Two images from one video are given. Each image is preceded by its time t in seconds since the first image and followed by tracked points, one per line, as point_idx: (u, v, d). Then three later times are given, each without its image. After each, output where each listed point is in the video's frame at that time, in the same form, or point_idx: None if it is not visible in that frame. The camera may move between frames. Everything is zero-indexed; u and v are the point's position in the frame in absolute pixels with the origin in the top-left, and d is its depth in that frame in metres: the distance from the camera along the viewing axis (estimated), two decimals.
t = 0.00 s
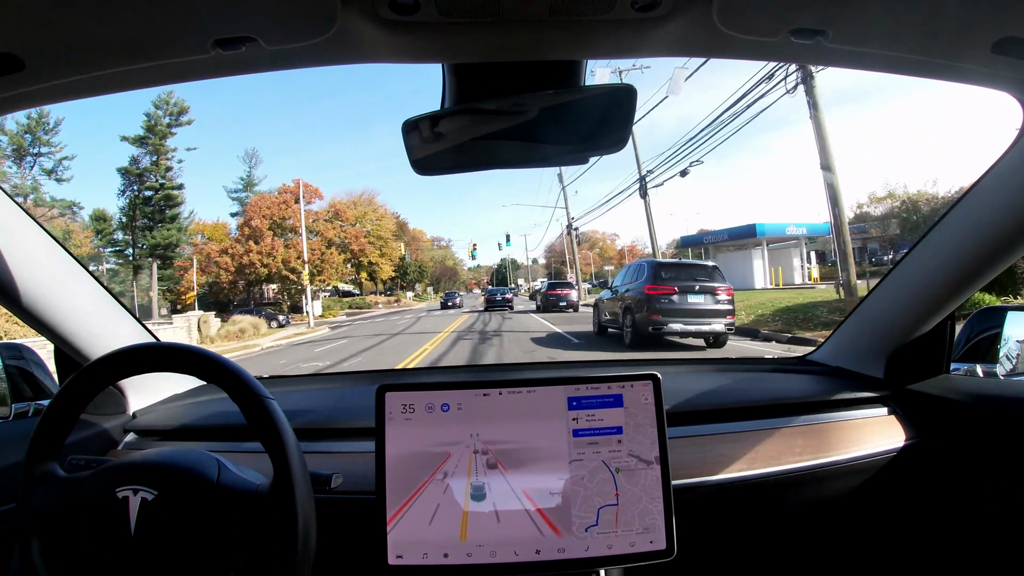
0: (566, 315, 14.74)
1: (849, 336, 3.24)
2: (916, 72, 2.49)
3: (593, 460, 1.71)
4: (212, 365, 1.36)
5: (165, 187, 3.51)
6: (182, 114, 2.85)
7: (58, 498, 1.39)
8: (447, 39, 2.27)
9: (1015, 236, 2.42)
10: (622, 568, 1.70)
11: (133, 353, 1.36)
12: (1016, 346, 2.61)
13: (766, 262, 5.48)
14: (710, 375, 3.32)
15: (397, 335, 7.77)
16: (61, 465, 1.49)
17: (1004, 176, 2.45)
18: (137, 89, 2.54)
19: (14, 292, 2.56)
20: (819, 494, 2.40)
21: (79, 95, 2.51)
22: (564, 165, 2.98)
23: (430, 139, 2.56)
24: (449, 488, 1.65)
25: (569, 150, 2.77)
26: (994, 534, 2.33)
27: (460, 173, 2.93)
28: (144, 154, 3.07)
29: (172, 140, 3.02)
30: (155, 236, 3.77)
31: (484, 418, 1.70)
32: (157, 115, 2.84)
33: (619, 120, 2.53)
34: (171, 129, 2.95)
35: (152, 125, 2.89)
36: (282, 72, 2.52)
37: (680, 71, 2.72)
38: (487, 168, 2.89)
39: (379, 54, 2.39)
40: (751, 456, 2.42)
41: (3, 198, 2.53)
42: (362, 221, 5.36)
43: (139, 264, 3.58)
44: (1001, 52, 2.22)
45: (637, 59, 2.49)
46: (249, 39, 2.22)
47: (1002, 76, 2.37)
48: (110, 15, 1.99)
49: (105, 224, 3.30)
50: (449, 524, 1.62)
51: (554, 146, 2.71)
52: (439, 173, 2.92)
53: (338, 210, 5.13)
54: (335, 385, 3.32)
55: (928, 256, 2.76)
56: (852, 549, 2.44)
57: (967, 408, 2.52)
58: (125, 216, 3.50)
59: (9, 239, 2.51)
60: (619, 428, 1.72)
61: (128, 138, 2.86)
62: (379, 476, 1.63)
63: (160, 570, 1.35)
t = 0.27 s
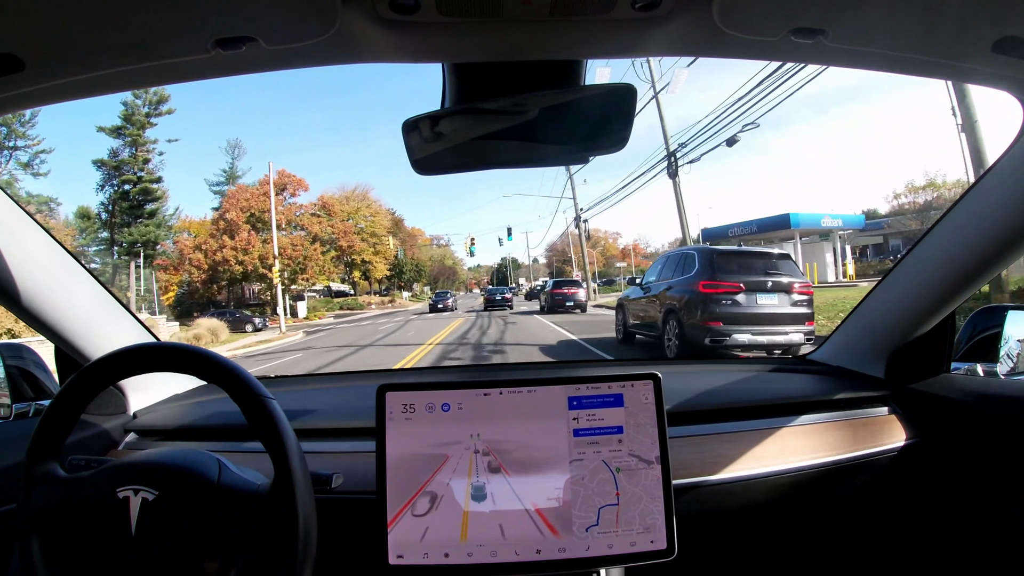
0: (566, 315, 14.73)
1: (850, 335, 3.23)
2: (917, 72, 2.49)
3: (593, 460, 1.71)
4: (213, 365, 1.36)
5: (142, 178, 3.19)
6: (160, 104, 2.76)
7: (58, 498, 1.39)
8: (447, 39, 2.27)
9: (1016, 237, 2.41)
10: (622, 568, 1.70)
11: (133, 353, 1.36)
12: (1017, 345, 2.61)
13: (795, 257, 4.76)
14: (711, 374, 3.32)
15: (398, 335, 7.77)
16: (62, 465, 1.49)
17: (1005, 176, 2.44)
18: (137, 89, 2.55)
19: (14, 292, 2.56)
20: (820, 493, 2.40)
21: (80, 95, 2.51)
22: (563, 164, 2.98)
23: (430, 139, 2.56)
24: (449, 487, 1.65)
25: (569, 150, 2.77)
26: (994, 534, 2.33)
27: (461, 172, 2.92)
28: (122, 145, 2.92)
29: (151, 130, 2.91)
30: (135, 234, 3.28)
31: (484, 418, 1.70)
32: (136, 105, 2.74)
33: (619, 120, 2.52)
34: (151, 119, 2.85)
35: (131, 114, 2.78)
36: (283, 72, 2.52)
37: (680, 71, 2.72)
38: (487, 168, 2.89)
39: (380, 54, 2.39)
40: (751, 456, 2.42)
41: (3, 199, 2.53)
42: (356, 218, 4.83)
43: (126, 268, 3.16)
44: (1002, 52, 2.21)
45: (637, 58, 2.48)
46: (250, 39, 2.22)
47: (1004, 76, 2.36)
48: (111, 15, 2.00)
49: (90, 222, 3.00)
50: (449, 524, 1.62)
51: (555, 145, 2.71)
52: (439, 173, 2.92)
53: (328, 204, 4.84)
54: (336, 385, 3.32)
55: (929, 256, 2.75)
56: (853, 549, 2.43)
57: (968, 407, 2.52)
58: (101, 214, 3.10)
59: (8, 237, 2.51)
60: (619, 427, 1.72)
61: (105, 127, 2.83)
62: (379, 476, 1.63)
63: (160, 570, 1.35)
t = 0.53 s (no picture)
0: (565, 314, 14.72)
1: (850, 335, 3.23)
2: (917, 71, 2.49)
3: (593, 459, 1.71)
4: (212, 364, 1.36)
5: (116, 172, 3.27)
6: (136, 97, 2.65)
7: (58, 496, 1.39)
8: (448, 38, 2.27)
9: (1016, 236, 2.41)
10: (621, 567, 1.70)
11: (132, 352, 1.36)
12: (1016, 344, 2.64)
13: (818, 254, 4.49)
14: (711, 373, 3.32)
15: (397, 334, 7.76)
16: (62, 464, 1.49)
17: (1005, 175, 2.44)
18: (136, 88, 2.54)
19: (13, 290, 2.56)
20: (820, 492, 2.40)
21: (79, 94, 2.51)
22: (563, 164, 2.98)
23: (430, 138, 2.56)
24: (449, 487, 1.65)
25: (569, 148, 2.76)
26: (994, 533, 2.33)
27: (460, 171, 2.92)
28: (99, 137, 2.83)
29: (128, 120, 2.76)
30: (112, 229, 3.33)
31: (484, 417, 1.70)
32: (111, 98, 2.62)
33: (620, 119, 2.52)
34: (127, 108, 2.72)
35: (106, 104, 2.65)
36: (283, 71, 2.52)
37: (681, 69, 2.72)
38: (487, 166, 2.89)
39: (380, 53, 2.39)
40: (751, 455, 2.42)
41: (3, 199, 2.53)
42: (348, 214, 4.87)
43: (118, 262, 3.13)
44: (1002, 51, 2.21)
45: (637, 58, 2.48)
46: (250, 37, 2.22)
47: (1004, 75, 2.36)
48: (111, 14, 1.99)
49: (75, 219, 2.98)
50: (449, 523, 1.62)
51: (554, 144, 2.71)
52: (439, 172, 2.92)
53: (311, 199, 4.53)
54: (335, 384, 3.32)
55: (929, 256, 2.75)
56: (853, 548, 2.43)
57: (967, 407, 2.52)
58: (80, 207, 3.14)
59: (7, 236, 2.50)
60: (619, 426, 1.72)
61: (77, 117, 2.76)
62: (379, 475, 1.63)
63: (160, 569, 1.35)
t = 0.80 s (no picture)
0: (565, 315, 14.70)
1: (851, 334, 3.23)
2: (917, 70, 2.48)
3: (594, 459, 1.71)
4: (212, 366, 1.36)
5: (88, 163, 2.97)
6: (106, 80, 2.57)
7: (59, 499, 1.40)
8: (447, 39, 2.27)
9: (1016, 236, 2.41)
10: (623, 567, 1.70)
11: (132, 355, 1.36)
12: (1017, 343, 2.65)
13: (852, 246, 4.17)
14: (712, 374, 3.32)
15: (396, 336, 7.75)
16: (63, 466, 1.49)
17: (1005, 175, 2.44)
18: (135, 90, 2.54)
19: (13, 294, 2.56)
20: (821, 492, 2.40)
21: (79, 96, 2.51)
22: (562, 164, 2.98)
23: (429, 139, 2.56)
24: (450, 488, 1.65)
25: (569, 149, 2.76)
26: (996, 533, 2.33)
27: (460, 172, 2.92)
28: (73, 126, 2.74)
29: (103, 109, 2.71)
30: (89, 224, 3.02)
31: (484, 418, 1.70)
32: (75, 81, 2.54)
33: (619, 119, 2.52)
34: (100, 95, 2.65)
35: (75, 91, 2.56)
36: (283, 72, 2.52)
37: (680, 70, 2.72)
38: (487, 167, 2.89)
39: (379, 54, 2.39)
40: (752, 455, 2.42)
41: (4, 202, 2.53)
42: (338, 211, 4.73)
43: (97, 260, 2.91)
44: (1003, 50, 2.21)
45: (636, 58, 2.48)
46: (249, 39, 2.22)
47: (1004, 74, 2.36)
48: (111, 17, 1.99)
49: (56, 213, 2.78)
50: (450, 525, 1.62)
51: (554, 145, 2.71)
52: (439, 173, 2.92)
53: (298, 192, 4.70)
54: (336, 386, 3.32)
55: (929, 255, 2.75)
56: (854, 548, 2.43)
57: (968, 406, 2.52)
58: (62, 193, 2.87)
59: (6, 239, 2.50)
60: (620, 427, 1.72)
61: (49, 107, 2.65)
62: (380, 476, 1.63)
63: (161, 570, 1.35)
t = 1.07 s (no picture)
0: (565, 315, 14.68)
1: (851, 333, 3.23)
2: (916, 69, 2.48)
3: (594, 459, 1.71)
4: (211, 366, 1.35)
5: (59, 153, 2.87)
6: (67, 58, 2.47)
7: (59, 499, 1.40)
8: (446, 38, 2.27)
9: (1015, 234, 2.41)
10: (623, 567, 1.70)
11: (131, 355, 1.36)
12: (1017, 342, 2.67)
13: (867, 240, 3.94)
14: (712, 373, 3.32)
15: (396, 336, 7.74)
16: (63, 467, 1.49)
17: (1004, 173, 2.44)
18: (134, 90, 2.54)
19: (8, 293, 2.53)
20: (821, 490, 2.40)
21: (78, 97, 2.51)
22: (562, 164, 2.98)
23: (429, 139, 2.56)
24: (450, 488, 1.65)
25: (568, 148, 2.76)
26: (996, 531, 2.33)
27: (460, 172, 2.92)
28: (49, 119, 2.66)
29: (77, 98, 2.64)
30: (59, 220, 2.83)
31: (484, 417, 1.70)
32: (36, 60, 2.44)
33: (619, 118, 2.52)
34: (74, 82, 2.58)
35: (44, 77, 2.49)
36: (281, 72, 2.52)
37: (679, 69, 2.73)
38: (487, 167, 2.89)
39: (378, 53, 2.38)
40: (752, 454, 2.42)
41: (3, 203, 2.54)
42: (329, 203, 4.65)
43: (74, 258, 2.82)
44: (1001, 48, 2.21)
45: (635, 57, 2.49)
46: (248, 39, 2.22)
47: (1003, 72, 2.36)
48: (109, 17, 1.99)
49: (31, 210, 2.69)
50: (450, 525, 1.62)
51: (553, 144, 2.71)
52: (438, 172, 2.92)
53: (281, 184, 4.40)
54: (336, 386, 3.32)
55: (928, 254, 2.75)
56: (854, 547, 2.43)
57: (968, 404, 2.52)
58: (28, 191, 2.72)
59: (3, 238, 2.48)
60: (620, 426, 1.72)
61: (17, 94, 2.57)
62: (381, 476, 1.63)
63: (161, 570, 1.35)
